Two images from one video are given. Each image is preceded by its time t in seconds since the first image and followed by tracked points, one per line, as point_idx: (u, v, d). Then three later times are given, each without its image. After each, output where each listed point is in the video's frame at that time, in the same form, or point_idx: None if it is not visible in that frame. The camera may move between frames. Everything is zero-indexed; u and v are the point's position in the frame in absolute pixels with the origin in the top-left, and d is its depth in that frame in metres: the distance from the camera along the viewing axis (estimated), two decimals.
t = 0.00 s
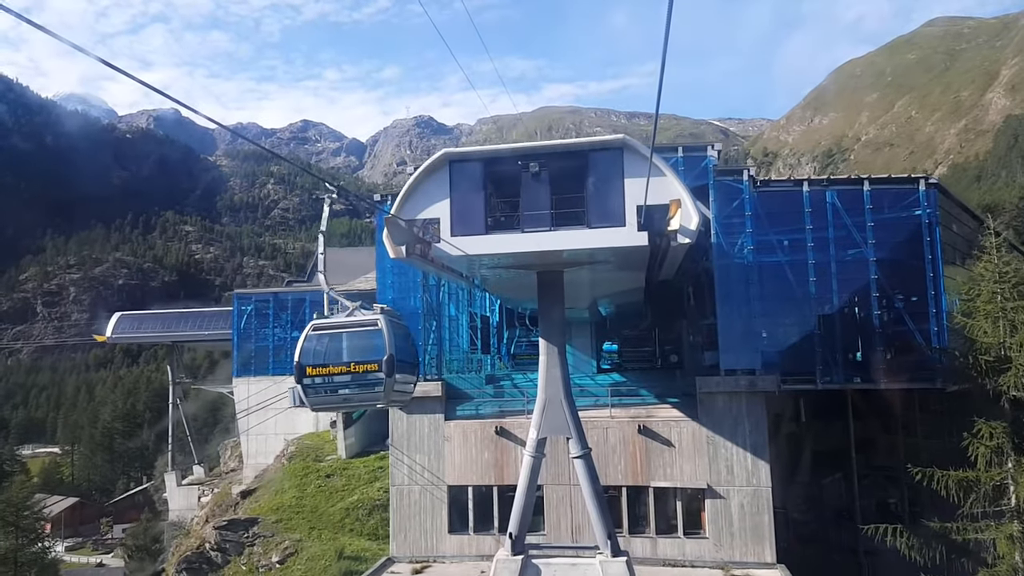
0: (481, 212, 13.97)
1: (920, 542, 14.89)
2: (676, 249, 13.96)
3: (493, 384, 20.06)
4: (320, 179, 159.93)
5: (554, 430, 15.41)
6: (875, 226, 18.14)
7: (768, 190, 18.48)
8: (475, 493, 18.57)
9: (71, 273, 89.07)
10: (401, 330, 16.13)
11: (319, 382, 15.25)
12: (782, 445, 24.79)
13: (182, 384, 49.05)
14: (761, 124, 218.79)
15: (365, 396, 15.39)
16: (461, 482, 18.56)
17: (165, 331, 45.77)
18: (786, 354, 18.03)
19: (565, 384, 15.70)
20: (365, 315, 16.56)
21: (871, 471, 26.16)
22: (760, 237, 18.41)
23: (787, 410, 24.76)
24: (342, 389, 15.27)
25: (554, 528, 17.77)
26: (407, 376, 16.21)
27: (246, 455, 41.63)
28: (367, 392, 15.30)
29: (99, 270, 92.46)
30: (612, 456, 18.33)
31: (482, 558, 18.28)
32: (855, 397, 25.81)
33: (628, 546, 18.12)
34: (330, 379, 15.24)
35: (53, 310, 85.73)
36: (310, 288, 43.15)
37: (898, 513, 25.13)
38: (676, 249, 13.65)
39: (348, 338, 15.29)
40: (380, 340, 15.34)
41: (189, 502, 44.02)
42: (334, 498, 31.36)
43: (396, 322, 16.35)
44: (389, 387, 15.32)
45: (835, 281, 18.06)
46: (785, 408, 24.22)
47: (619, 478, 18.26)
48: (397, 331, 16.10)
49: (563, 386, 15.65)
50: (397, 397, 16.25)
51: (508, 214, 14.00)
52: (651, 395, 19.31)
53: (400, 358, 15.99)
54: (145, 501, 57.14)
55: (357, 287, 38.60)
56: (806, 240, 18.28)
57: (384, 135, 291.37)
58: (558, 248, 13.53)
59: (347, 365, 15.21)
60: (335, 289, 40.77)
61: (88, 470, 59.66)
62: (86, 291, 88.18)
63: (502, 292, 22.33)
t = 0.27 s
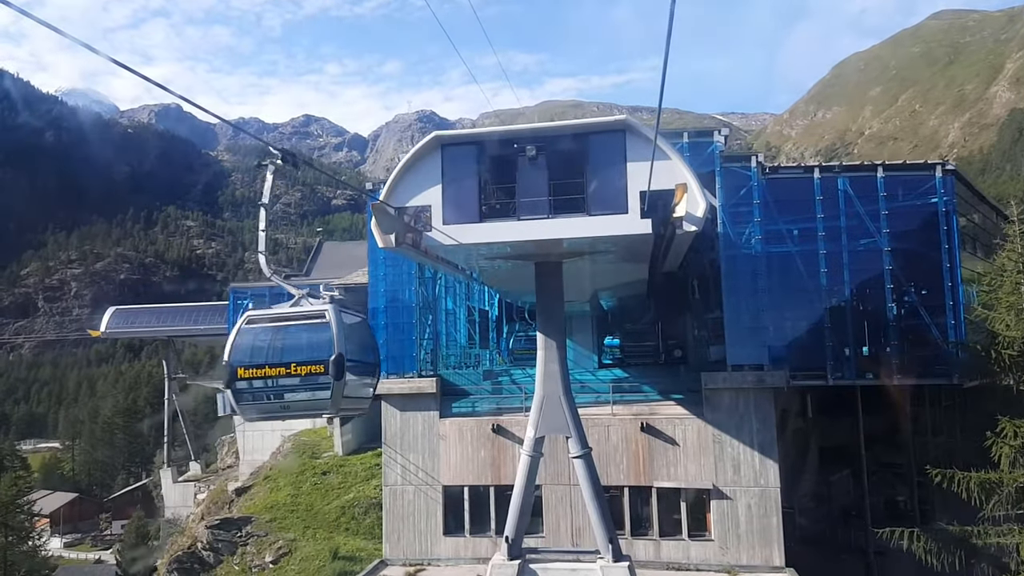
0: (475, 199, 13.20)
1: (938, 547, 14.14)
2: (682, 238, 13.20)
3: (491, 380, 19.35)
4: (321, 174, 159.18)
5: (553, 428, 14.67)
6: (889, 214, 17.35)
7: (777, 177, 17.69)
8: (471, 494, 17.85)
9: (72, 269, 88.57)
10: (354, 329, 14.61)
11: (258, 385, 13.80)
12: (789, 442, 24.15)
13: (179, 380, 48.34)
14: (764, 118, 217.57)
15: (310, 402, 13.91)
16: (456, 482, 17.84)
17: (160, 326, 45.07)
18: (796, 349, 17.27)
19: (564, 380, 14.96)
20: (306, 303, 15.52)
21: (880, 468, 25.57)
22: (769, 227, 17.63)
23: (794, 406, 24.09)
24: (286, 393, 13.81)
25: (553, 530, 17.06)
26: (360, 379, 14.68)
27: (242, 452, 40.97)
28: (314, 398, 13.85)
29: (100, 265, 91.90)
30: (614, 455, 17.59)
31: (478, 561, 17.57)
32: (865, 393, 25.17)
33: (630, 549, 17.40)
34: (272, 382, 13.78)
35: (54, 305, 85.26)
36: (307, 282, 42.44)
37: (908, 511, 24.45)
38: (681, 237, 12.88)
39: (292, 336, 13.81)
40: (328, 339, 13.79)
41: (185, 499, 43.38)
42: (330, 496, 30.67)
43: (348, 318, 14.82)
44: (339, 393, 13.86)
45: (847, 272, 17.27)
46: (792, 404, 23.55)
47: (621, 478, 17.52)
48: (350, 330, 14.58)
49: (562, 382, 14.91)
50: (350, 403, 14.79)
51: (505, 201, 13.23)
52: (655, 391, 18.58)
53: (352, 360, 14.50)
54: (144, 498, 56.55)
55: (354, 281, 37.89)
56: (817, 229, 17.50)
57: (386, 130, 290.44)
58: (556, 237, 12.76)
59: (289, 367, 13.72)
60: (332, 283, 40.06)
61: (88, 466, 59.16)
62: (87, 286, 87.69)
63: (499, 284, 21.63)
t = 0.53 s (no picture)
0: (467, 185, 12.41)
1: (958, 552, 13.39)
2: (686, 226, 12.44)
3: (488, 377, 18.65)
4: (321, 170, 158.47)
5: (550, 429, 13.93)
6: (903, 203, 16.56)
7: (785, 164, 16.89)
8: (466, 495, 17.12)
9: (72, 265, 87.96)
10: (282, 328, 11.16)
11: (158, 397, 10.69)
12: (794, 440, 23.57)
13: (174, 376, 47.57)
14: (765, 113, 215.77)
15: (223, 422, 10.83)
16: (450, 483, 17.11)
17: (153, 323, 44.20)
18: (805, 344, 16.55)
19: (562, 378, 14.21)
20: (231, 293, 11.49)
21: (887, 464, 25.09)
22: (777, 216, 16.84)
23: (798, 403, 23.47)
24: (192, 404, 10.72)
25: (552, 533, 16.34)
26: (287, 391, 11.33)
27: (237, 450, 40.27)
28: (224, 416, 10.63)
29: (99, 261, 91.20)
30: (614, 455, 16.84)
31: (474, 566, 16.87)
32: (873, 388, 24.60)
33: (632, 552, 16.68)
34: (178, 393, 10.70)
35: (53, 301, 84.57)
36: (302, 277, 41.72)
37: (917, 510, 23.69)
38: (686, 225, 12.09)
39: (199, 333, 10.65)
40: (241, 337, 10.54)
41: (180, 498, 42.67)
42: (325, 495, 29.96)
43: (275, 319, 11.22)
44: (257, 407, 10.66)
45: (859, 264, 16.48)
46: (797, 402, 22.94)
47: (623, 479, 16.77)
48: (293, 324, 11.75)
49: (560, 380, 14.16)
50: (283, 421, 11.62)
51: (498, 188, 12.46)
52: (657, 389, 17.84)
53: (278, 365, 11.17)
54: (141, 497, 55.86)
55: (349, 276, 37.14)
56: (827, 218, 16.69)
57: (386, 125, 289.47)
58: (553, 225, 12.02)
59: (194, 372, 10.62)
60: (328, 278, 39.32)
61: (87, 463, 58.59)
62: (87, 283, 87.07)
63: (495, 276, 20.92)
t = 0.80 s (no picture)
0: (456, 172, 11.64)
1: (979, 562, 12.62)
2: (690, 215, 11.66)
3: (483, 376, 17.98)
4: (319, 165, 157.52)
5: (546, 431, 13.14)
6: (917, 192, 15.73)
7: (793, 152, 16.08)
8: (459, 500, 16.36)
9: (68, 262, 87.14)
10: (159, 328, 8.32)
11: None
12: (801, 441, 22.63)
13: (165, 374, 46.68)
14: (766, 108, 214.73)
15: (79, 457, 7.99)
16: (442, 486, 16.35)
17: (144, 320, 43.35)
18: (814, 341, 15.78)
19: (559, 377, 13.43)
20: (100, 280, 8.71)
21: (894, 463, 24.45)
22: (784, 206, 16.06)
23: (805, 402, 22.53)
24: (50, 432, 7.95)
25: (549, 539, 15.57)
26: (176, 413, 8.46)
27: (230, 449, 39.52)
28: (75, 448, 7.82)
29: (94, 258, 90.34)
30: (614, 457, 16.08)
31: (467, 573, 16.12)
32: (880, 386, 23.83)
33: (632, 559, 15.92)
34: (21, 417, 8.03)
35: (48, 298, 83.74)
36: (296, 272, 40.95)
37: (925, 511, 23.26)
38: (690, 214, 11.30)
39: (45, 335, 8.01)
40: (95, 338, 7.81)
41: (173, 498, 41.94)
42: (318, 497, 29.21)
43: (152, 317, 8.37)
44: (120, 436, 7.80)
45: (870, 256, 15.68)
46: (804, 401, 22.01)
47: (623, 483, 16.00)
48: (179, 320, 8.83)
49: (556, 380, 13.38)
50: (184, 445, 8.82)
51: (491, 174, 11.68)
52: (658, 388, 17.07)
53: (162, 376, 8.36)
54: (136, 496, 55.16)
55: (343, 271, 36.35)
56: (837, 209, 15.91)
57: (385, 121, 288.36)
58: (549, 214, 11.25)
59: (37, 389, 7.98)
60: (321, 273, 38.50)
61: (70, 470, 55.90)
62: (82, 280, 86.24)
63: (490, 269, 20.21)
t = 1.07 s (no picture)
0: (442, 158, 10.87)
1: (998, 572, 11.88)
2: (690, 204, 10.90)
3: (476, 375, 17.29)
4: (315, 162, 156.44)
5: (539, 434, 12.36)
6: (929, 182, 14.97)
7: (799, 140, 15.33)
8: (449, 505, 15.59)
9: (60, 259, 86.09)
10: None
11: None
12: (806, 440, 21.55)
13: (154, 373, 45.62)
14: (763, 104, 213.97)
15: None
16: (431, 491, 15.59)
17: (132, 317, 42.42)
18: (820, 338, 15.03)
19: (553, 376, 12.64)
20: None
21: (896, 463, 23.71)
22: (790, 197, 15.30)
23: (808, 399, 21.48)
24: None
25: (543, 547, 14.81)
26: None
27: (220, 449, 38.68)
28: None
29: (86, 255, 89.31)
30: (611, 461, 15.31)
31: None
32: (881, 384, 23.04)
33: (630, 567, 15.17)
34: None
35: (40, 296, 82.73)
36: (287, 268, 40.11)
37: (930, 511, 22.73)
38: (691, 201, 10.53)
39: None
40: None
41: (161, 499, 41.10)
42: (307, 499, 28.44)
43: None
44: None
45: (880, 249, 14.93)
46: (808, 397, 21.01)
47: (620, 488, 15.23)
48: None
49: (549, 380, 12.59)
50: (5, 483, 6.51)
51: (479, 159, 10.90)
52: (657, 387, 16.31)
53: None
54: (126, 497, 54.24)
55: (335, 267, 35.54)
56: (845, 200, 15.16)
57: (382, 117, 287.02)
58: (540, 202, 10.47)
59: None
60: (313, 269, 37.67)
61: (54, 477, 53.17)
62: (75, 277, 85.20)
63: (483, 263, 19.46)
